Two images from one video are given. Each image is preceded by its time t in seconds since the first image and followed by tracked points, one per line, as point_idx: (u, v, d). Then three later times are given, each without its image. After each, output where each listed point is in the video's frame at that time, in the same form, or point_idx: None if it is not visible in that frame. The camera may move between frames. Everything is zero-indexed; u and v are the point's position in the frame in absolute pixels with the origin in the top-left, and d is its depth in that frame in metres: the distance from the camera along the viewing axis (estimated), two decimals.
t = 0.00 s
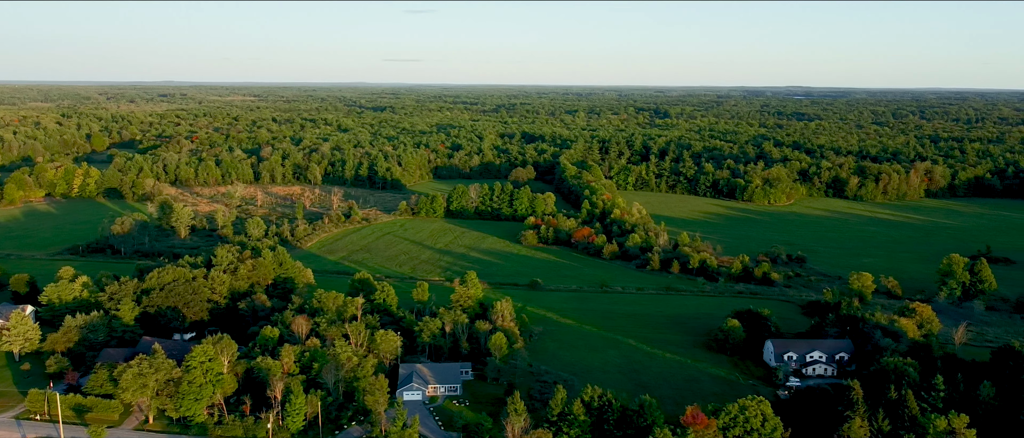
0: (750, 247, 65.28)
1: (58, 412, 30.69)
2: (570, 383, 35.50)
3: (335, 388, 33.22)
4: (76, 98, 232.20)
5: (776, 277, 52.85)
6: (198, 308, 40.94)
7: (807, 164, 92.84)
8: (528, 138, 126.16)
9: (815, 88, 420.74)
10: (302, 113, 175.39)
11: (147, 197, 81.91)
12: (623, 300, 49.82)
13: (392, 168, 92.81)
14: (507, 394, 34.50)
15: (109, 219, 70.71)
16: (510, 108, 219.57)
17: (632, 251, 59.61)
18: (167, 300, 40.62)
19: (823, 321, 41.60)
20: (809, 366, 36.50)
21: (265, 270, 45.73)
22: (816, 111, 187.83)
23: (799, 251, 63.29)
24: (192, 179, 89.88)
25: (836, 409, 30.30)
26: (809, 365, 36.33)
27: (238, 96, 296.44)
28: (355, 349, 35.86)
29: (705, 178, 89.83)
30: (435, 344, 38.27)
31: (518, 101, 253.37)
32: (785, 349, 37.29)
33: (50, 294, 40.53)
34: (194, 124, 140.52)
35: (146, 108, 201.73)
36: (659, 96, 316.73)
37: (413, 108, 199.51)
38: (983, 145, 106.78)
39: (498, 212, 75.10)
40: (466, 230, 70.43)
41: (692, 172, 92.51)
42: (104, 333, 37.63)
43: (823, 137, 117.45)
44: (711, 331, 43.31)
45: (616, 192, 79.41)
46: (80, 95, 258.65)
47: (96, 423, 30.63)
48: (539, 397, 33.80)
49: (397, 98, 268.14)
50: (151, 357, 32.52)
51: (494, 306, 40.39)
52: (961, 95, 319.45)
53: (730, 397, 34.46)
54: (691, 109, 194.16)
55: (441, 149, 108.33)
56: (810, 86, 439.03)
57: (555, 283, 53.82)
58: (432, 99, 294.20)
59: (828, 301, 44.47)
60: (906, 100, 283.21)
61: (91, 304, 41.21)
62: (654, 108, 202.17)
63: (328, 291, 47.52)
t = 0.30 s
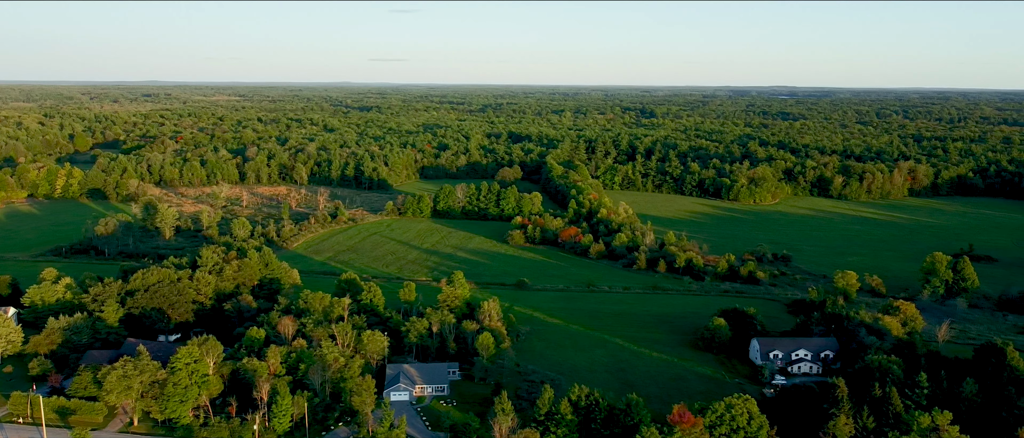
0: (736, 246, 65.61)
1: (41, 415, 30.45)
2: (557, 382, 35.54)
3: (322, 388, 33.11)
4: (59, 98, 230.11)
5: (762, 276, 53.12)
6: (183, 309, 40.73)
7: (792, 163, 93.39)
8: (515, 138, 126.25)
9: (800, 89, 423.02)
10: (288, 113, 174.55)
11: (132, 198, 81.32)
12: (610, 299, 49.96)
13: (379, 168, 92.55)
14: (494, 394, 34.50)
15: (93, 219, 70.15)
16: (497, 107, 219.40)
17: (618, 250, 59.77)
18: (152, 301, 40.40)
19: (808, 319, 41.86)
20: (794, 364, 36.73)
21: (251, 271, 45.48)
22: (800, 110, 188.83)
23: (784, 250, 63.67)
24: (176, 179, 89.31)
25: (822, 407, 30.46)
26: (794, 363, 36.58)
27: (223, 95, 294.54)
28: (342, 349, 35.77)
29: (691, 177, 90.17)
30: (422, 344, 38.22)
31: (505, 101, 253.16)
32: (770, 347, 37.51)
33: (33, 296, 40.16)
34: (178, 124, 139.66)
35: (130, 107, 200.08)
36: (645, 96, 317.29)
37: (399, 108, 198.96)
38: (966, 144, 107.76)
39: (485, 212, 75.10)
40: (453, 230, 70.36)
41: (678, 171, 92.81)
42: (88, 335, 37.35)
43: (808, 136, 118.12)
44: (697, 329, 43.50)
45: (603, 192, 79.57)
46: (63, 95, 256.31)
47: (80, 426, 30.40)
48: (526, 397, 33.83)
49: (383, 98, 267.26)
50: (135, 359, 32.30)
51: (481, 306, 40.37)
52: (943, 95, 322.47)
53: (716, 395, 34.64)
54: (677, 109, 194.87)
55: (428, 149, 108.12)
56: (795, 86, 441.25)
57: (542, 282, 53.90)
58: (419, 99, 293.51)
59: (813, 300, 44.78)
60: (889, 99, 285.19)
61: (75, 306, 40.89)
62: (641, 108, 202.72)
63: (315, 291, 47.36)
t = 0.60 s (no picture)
0: (722, 245, 65.90)
1: (24, 418, 30.17)
2: (544, 382, 35.59)
3: (308, 389, 32.98)
4: (41, 98, 227.79)
5: (748, 274, 53.37)
6: (168, 310, 40.47)
7: (777, 162, 93.92)
8: (502, 138, 126.30)
9: (785, 89, 424.25)
10: (274, 114, 173.70)
11: (115, 199, 80.70)
12: (597, 298, 50.05)
13: (365, 168, 92.33)
14: (481, 394, 34.48)
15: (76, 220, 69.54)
16: (483, 107, 219.15)
17: (605, 249, 59.88)
18: (136, 302, 40.11)
19: (794, 318, 42.13)
20: (780, 362, 36.96)
21: (236, 272, 45.23)
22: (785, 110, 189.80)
23: (770, 249, 64.03)
24: (161, 179, 88.71)
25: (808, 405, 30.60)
26: (780, 361, 36.79)
27: (207, 95, 292.76)
28: (329, 350, 35.65)
29: (677, 177, 90.49)
30: (409, 345, 38.14)
31: (491, 101, 252.86)
32: (756, 345, 37.71)
33: (15, 298, 39.74)
34: (162, 124, 138.66)
35: (113, 107, 198.47)
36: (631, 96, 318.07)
37: (385, 108, 198.45)
38: (948, 143, 108.76)
39: (472, 211, 75.08)
40: (439, 230, 70.30)
41: (664, 171, 93.09)
42: (71, 337, 37.02)
43: (793, 136, 118.78)
44: (683, 328, 43.66)
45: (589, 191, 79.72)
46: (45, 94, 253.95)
47: (64, 429, 30.12)
48: (513, 396, 33.86)
49: (369, 98, 266.35)
50: (120, 361, 32.05)
51: (468, 306, 40.34)
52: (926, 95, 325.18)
53: (702, 393, 34.80)
54: (663, 109, 195.53)
55: (414, 149, 107.94)
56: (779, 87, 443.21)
57: (529, 282, 53.93)
58: (405, 98, 292.83)
59: (798, 298, 45.05)
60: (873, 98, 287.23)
61: (58, 307, 40.50)
62: (627, 108, 203.33)
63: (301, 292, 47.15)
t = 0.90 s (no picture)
0: (707, 244, 66.16)
1: (6, 421, 29.85)
2: (531, 382, 35.61)
3: (295, 390, 32.89)
4: (23, 98, 225.38)
5: (734, 273, 53.60)
6: (152, 311, 40.19)
7: (763, 162, 94.45)
8: (488, 137, 126.29)
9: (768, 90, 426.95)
10: (259, 114, 172.75)
11: (99, 199, 80.03)
12: (583, 297, 50.15)
13: (351, 168, 92.07)
14: (468, 394, 34.47)
15: (59, 221, 68.91)
16: (470, 107, 219.00)
17: (592, 249, 59.99)
18: (121, 304, 39.81)
19: (779, 316, 42.39)
20: (766, 360, 37.16)
21: (221, 272, 44.99)
22: (769, 109, 190.80)
23: (755, 248, 64.35)
24: (145, 180, 88.06)
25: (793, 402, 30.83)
26: (766, 359, 37.00)
27: (192, 95, 290.88)
28: (315, 350, 35.51)
29: (664, 176, 90.76)
30: (396, 345, 38.05)
31: (477, 101, 252.77)
32: (742, 343, 37.89)
33: None
34: (146, 124, 137.65)
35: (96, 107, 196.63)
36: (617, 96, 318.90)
37: (372, 108, 197.90)
38: (930, 143, 109.69)
39: (459, 211, 75.04)
40: (426, 230, 70.18)
41: (651, 170, 93.35)
42: (54, 339, 36.72)
43: (778, 135, 119.43)
44: (670, 327, 43.81)
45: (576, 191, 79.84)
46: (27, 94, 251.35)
47: (47, 431, 29.82)
48: (501, 396, 33.88)
49: (355, 98, 265.34)
50: (104, 363, 31.77)
51: (455, 306, 40.33)
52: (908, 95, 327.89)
53: (689, 392, 34.94)
54: (649, 109, 196.12)
55: (401, 149, 107.70)
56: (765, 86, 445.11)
57: (516, 281, 53.94)
58: (392, 98, 292.08)
59: (784, 297, 45.33)
60: (857, 97, 289.23)
61: (41, 310, 40.03)
62: (613, 107, 204.01)
63: (287, 292, 46.94)
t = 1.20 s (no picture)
0: (694, 244, 66.44)
1: None
2: (519, 381, 35.63)
3: (281, 392, 32.76)
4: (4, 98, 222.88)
5: (720, 272, 53.84)
6: (137, 313, 39.92)
7: (748, 161, 94.95)
8: (475, 137, 126.19)
9: (753, 90, 428.88)
10: (245, 114, 171.86)
11: (82, 200, 79.36)
12: (571, 297, 50.24)
13: (338, 168, 91.78)
14: (456, 394, 34.45)
15: (42, 222, 68.27)
16: (456, 106, 218.70)
17: (579, 248, 60.11)
18: (105, 305, 39.50)
19: (765, 315, 42.63)
20: (752, 359, 37.37)
21: (207, 273, 44.75)
22: (755, 108, 191.65)
23: (741, 247, 64.66)
24: (130, 180, 87.41)
25: (779, 401, 31.00)
26: (752, 358, 37.21)
27: (176, 95, 289.00)
28: (302, 351, 35.37)
29: (650, 175, 91.01)
30: (384, 345, 37.96)
31: (464, 102, 252.43)
32: (728, 342, 38.08)
33: None
34: (130, 124, 136.65)
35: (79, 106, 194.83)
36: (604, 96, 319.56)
37: (358, 108, 197.26)
38: (914, 142, 110.55)
39: (446, 211, 74.99)
40: (413, 230, 70.07)
41: (637, 170, 93.61)
42: (38, 341, 36.40)
43: (763, 134, 120.05)
44: (657, 326, 43.95)
45: (563, 190, 79.94)
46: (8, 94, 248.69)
47: (30, 434, 29.59)
48: (488, 396, 33.87)
49: (341, 97, 264.28)
50: (87, 365, 31.50)
51: (442, 306, 40.28)
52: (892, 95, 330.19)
53: (676, 391, 35.09)
54: (635, 108, 196.55)
55: (387, 149, 107.46)
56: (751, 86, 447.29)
57: (503, 281, 53.95)
58: (378, 97, 291.26)
59: (770, 296, 45.59)
60: (842, 96, 291.06)
61: (23, 311, 39.37)
62: (599, 107, 204.30)
63: (273, 293, 46.78)
